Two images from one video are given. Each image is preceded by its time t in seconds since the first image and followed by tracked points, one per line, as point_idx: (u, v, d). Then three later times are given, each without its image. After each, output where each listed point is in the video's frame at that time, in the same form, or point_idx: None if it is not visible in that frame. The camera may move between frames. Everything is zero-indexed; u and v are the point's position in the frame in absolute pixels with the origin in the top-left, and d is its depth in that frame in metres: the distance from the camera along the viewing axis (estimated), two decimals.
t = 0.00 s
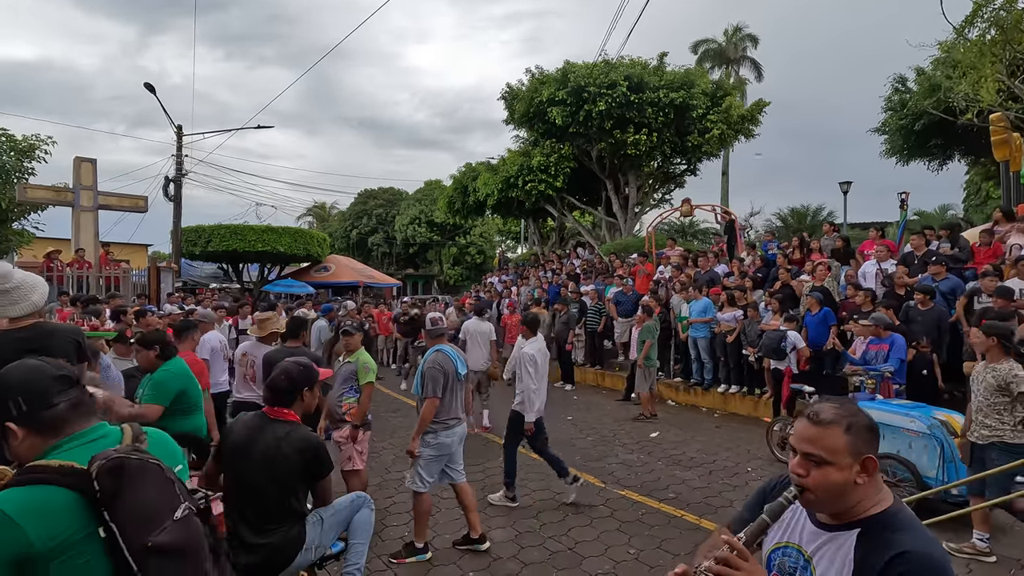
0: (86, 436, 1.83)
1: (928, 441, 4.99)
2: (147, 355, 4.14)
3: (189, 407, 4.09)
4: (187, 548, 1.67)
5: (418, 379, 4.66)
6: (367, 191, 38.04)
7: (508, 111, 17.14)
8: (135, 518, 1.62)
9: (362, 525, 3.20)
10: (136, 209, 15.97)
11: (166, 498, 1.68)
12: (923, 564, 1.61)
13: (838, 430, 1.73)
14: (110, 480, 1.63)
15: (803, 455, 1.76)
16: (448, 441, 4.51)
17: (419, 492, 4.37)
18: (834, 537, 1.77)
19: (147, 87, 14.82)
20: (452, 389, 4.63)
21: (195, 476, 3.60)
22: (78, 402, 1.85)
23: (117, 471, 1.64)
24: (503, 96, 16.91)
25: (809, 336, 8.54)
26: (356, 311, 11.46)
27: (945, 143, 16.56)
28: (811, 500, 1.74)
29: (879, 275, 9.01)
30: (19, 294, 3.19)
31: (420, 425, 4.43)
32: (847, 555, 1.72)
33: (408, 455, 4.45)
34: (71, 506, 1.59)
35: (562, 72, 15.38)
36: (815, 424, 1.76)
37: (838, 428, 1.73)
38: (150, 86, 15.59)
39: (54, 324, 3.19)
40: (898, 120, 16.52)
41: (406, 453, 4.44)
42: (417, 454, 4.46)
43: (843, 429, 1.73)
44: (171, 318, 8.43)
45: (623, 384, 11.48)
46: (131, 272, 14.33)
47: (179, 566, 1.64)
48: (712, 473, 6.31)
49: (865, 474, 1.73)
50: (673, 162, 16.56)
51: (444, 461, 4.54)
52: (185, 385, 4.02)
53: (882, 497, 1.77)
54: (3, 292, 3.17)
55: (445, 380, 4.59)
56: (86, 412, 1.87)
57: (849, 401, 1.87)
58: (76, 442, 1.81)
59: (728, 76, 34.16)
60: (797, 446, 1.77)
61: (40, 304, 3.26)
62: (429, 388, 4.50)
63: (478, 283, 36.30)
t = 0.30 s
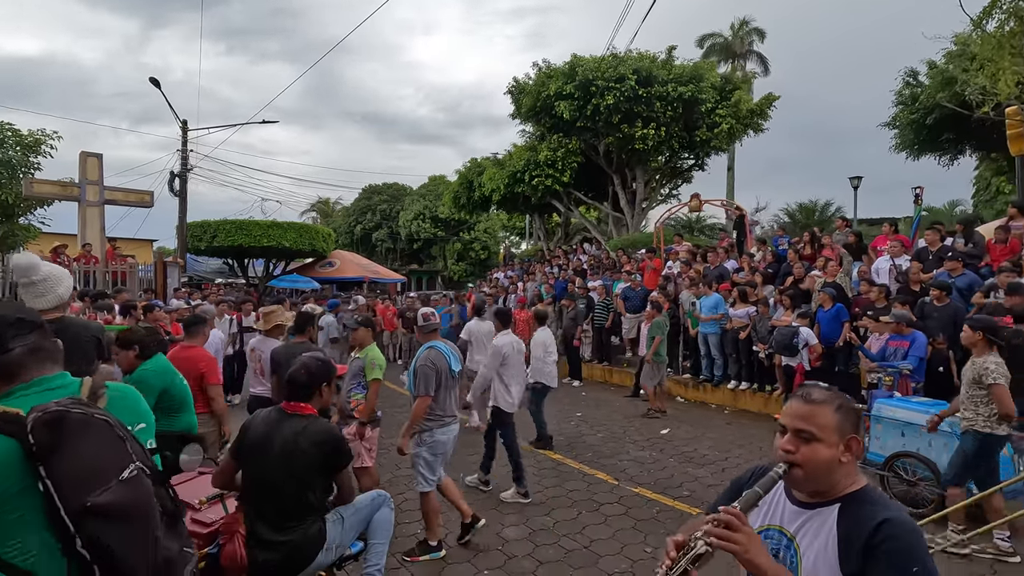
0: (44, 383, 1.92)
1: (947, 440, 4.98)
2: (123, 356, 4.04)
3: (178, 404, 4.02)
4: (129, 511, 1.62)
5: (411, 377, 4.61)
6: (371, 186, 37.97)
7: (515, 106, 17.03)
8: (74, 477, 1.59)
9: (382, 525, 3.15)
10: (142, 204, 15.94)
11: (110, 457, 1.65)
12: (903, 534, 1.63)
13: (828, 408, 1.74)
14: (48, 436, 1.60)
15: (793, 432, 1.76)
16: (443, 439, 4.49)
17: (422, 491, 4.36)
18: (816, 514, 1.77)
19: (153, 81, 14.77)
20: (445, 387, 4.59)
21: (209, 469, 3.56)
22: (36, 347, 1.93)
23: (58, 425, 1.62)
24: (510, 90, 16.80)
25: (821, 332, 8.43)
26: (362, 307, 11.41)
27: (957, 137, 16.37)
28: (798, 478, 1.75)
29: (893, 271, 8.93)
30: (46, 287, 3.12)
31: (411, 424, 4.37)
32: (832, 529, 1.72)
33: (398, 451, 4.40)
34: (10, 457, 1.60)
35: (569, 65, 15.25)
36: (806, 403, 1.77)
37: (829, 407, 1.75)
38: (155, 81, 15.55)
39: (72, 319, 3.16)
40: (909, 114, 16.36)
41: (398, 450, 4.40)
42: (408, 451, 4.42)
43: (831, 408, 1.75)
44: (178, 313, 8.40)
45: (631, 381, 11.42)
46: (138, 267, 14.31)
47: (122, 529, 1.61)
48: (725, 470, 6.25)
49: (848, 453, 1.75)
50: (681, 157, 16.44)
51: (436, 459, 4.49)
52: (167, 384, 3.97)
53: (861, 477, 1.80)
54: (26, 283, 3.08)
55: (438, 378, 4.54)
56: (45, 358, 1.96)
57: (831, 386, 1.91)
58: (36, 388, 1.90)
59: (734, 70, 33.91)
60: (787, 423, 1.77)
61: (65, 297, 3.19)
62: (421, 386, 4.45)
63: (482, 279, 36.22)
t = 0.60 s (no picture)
0: (52, 362, 1.90)
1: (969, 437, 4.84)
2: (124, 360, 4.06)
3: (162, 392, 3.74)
4: (105, 505, 1.54)
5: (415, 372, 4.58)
6: (379, 184, 38.03)
7: (524, 102, 16.96)
8: (57, 466, 1.53)
9: (406, 519, 3.13)
10: (153, 201, 16.03)
11: (95, 448, 1.59)
12: (884, 503, 1.71)
13: (812, 391, 1.82)
14: (37, 420, 1.55)
15: (781, 415, 1.83)
16: (451, 434, 4.48)
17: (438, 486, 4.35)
18: (801, 492, 1.84)
19: (165, 79, 14.83)
20: (448, 382, 4.56)
21: (234, 464, 3.58)
22: (51, 323, 1.90)
23: (50, 411, 1.57)
24: (519, 87, 16.73)
25: (837, 329, 8.33)
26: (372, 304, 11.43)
27: (973, 133, 16.14)
28: (786, 458, 1.82)
29: (910, 267, 8.82)
30: (73, 280, 3.08)
31: (416, 421, 4.32)
32: (817, 505, 1.80)
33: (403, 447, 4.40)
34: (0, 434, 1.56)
35: (580, 61, 15.15)
36: (793, 387, 1.84)
37: (812, 390, 1.82)
38: (166, 79, 15.61)
39: (102, 315, 3.29)
40: (924, 109, 16.16)
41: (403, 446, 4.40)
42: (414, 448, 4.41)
43: (816, 391, 1.82)
44: (191, 309, 8.44)
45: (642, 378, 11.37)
46: (150, 263, 14.41)
47: (91, 526, 1.52)
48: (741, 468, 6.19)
49: (832, 433, 1.83)
50: (691, 153, 16.33)
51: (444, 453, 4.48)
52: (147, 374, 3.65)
53: (843, 457, 1.88)
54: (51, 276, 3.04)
55: (442, 373, 4.53)
56: (59, 335, 1.92)
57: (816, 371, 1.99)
58: (44, 365, 1.88)
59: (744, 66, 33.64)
60: (775, 407, 1.84)
61: (92, 290, 3.16)
62: (425, 381, 4.43)
63: (490, 277, 36.20)
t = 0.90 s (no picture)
0: (55, 345, 1.93)
1: (998, 438, 4.78)
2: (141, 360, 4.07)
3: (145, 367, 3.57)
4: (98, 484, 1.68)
5: (421, 371, 4.57)
6: (388, 184, 38.14)
7: (535, 101, 16.91)
8: (59, 444, 1.65)
9: (426, 518, 3.09)
10: (167, 201, 16.16)
11: (91, 430, 1.71)
12: (892, 510, 1.61)
13: (813, 391, 1.74)
14: (44, 401, 1.64)
15: (780, 416, 1.76)
16: (455, 432, 4.50)
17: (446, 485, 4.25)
18: (807, 497, 1.78)
19: (178, 80, 14.92)
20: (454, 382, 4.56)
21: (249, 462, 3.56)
22: (58, 309, 1.94)
23: (56, 393, 1.67)
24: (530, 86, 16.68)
25: (855, 329, 8.22)
26: (383, 303, 11.43)
27: (993, 130, 15.85)
28: (787, 460, 1.75)
29: (930, 266, 8.65)
30: (93, 277, 3.04)
31: (423, 424, 4.35)
32: (821, 511, 1.73)
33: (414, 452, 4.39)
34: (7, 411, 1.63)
35: (591, 59, 15.06)
36: (792, 387, 1.77)
37: (812, 389, 1.75)
38: (179, 80, 15.71)
39: (121, 314, 3.28)
40: (942, 106, 15.90)
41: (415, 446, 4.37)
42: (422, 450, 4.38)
43: (816, 391, 1.74)
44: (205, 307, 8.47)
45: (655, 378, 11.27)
46: (163, 263, 14.52)
47: (83, 502, 1.65)
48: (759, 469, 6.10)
49: (837, 434, 1.75)
50: (704, 152, 16.21)
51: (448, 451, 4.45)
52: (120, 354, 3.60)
53: (853, 459, 1.79)
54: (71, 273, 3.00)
55: (448, 372, 4.53)
56: (64, 321, 1.96)
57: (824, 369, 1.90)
58: (47, 348, 1.92)
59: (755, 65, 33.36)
60: (775, 406, 1.78)
61: (111, 288, 3.13)
62: (434, 381, 4.44)
63: (499, 277, 36.19)
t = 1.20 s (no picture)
0: (17, 337, 2.25)
1: None
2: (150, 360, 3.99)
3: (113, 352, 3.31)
4: (65, 469, 1.81)
5: (418, 369, 4.43)
6: (397, 186, 38.20)
7: (545, 101, 16.84)
8: (27, 430, 1.79)
9: (448, 525, 3.00)
10: (178, 203, 16.22)
11: (60, 418, 1.87)
12: (920, 552, 1.43)
13: (835, 407, 1.56)
14: (12, 391, 1.81)
15: (797, 434, 1.59)
16: (450, 436, 4.52)
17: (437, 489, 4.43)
18: (825, 527, 1.61)
19: (189, 82, 14.97)
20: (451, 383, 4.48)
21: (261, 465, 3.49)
22: (21, 302, 2.28)
23: (23, 382, 1.84)
24: (540, 86, 16.61)
25: (874, 330, 8.05)
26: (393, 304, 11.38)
27: (1011, 128, 15.56)
28: (805, 484, 1.58)
29: (951, 266, 8.45)
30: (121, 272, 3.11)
31: (423, 426, 4.24)
32: (838, 545, 1.56)
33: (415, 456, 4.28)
34: None
35: (602, 59, 14.96)
36: (814, 402, 1.59)
37: (835, 406, 1.56)
38: (190, 82, 15.80)
39: (134, 314, 3.15)
40: (959, 104, 15.62)
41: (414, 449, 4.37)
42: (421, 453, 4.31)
43: (839, 408, 1.56)
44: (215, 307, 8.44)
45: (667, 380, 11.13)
46: (174, 264, 14.56)
47: (52, 486, 1.78)
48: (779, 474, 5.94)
49: (864, 458, 1.55)
50: (715, 152, 16.06)
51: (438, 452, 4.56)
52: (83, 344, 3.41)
53: (888, 487, 1.59)
54: (98, 267, 3.03)
55: (446, 371, 4.42)
56: (28, 314, 2.29)
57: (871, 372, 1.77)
58: (12, 340, 2.24)
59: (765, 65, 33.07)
60: (794, 425, 1.61)
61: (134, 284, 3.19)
62: (432, 380, 4.31)
63: (507, 278, 36.13)
